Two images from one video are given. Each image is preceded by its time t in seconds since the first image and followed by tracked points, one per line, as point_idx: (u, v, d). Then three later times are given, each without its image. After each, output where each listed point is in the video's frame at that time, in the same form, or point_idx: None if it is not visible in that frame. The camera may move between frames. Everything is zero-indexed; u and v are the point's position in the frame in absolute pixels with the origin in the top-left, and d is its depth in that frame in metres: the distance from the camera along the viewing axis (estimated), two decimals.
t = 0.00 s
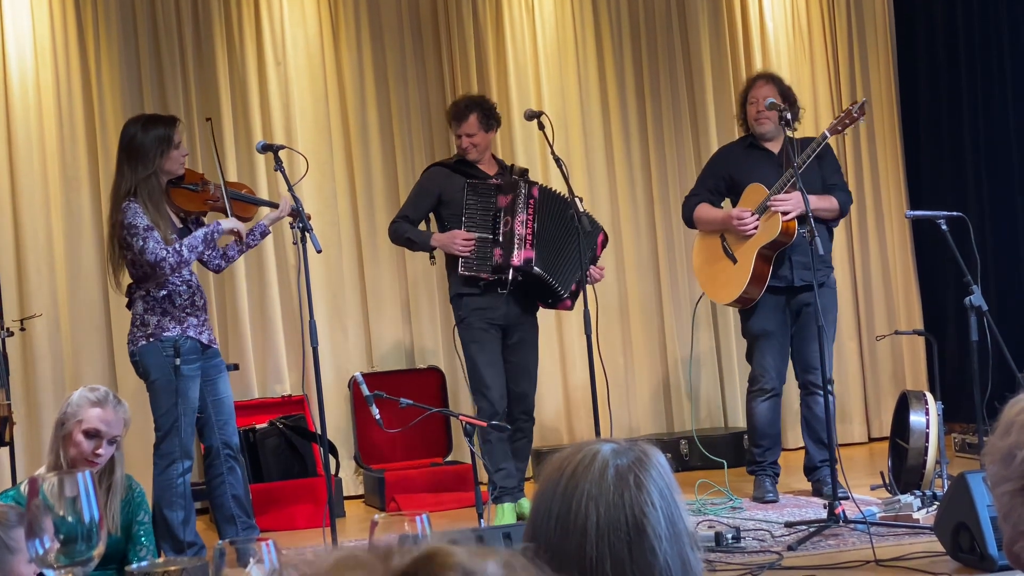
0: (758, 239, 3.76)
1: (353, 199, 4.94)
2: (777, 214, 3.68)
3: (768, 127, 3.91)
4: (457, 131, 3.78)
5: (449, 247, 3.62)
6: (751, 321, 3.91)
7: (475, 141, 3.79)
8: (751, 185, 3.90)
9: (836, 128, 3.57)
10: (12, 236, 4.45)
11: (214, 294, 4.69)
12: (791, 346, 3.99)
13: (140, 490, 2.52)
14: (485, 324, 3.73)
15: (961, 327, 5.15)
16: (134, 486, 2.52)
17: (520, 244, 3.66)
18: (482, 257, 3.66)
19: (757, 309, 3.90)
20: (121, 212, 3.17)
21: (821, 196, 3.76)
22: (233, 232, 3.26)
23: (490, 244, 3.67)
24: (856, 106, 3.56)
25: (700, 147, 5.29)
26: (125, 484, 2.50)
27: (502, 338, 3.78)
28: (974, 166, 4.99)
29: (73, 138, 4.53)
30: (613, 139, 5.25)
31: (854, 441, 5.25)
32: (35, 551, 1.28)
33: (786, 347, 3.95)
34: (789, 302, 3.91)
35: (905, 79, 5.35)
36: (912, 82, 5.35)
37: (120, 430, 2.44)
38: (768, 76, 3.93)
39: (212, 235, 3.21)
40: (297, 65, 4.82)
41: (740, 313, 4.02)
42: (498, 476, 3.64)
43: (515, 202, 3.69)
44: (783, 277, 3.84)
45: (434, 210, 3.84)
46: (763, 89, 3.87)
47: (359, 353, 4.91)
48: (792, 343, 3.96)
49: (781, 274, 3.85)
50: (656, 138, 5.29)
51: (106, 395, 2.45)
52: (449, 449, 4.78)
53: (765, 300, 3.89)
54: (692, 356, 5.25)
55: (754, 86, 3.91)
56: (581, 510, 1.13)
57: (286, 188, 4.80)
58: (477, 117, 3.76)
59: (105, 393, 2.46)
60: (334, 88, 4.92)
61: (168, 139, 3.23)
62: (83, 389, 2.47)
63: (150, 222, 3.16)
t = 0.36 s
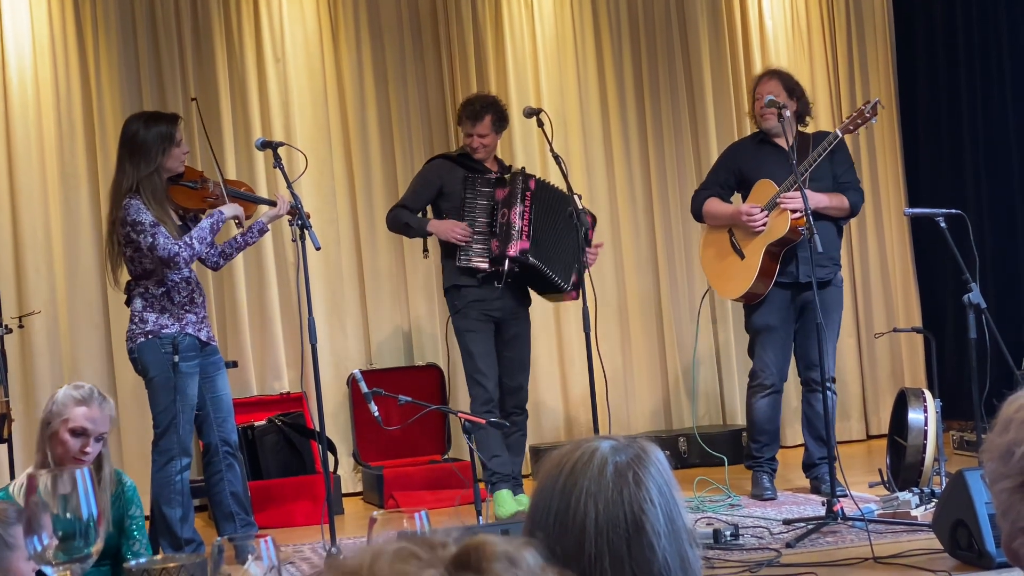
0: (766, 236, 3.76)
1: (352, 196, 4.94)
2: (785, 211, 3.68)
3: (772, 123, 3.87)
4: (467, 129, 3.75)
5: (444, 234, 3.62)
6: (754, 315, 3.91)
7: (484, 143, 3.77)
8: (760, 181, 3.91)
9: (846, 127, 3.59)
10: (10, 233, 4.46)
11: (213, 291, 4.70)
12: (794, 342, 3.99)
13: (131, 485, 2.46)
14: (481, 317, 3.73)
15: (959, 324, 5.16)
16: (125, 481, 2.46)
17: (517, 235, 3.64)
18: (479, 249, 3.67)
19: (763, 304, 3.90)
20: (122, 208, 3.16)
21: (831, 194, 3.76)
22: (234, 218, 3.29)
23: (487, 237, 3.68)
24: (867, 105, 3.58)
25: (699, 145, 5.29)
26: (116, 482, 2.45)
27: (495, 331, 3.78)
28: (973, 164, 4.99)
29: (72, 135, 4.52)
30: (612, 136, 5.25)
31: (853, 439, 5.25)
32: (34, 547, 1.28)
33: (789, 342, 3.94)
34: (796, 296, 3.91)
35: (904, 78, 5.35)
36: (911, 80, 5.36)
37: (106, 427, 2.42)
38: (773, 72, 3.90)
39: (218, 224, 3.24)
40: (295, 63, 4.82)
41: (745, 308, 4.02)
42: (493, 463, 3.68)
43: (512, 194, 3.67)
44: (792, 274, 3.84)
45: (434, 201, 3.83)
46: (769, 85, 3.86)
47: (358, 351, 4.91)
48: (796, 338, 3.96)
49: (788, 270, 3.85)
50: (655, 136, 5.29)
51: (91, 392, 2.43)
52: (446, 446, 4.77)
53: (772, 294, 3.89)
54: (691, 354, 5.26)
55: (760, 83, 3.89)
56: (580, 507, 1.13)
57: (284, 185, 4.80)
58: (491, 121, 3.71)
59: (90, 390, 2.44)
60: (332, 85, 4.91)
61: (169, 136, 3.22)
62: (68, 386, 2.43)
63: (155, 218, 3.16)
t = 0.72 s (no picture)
0: (770, 234, 3.77)
1: (350, 195, 4.94)
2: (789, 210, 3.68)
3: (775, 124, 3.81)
4: (467, 132, 3.75)
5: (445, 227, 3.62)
6: (757, 310, 3.91)
7: (484, 144, 3.78)
8: (765, 179, 3.92)
9: (847, 126, 3.59)
10: (9, 231, 4.46)
11: (210, 289, 4.70)
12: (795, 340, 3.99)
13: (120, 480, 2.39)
14: (479, 317, 3.74)
15: (957, 323, 5.16)
16: (113, 477, 2.40)
17: (519, 237, 3.66)
18: (480, 251, 3.67)
19: (766, 300, 3.90)
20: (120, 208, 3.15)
21: (836, 193, 3.76)
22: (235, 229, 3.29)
23: (488, 238, 3.68)
24: (868, 105, 3.57)
25: (697, 144, 5.28)
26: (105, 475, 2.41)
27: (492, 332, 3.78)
28: (971, 164, 4.99)
29: (70, 132, 4.53)
30: (610, 135, 5.24)
31: (849, 437, 5.26)
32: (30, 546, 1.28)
33: (792, 339, 3.93)
34: (800, 295, 3.90)
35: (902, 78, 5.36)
36: (909, 79, 5.36)
37: (92, 426, 2.41)
38: (778, 71, 3.91)
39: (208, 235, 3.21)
40: (294, 61, 4.82)
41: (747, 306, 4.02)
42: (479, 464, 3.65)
43: (511, 196, 3.69)
44: (795, 272, 3.85)
45: (431, 202, 3.84)
46: (775, 84, 3.86)
47: (356, 349, 4.91)
48: (797, 336, 3.97)
49: (792, 268, 3.85)
50: (652, 133, 5.28)
51: (75, 392, 2.40)
52: (445, 444, 4.78)
53: (776, 290, 3.89)
54: (689, 353, 5.25)
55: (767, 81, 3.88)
56: (578, 506, 1.13)
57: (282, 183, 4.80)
58: (491, 122, 3.73)
59: (73, 389, 2.41)
60: (331, 84, 4.91)
61: (171, 135, 3.23)
62: (50, 386, 2.41)
63: (150, 219, 3.16)
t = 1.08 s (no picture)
0: (772, 232, 3.77)
1: (350, 194, 4.94)
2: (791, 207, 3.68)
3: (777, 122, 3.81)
4: (462, 131, 3.75)
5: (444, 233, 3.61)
6: (758, 308, 3.91)
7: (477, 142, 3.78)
8: (767, 176, 3.92)
9: (850, 124, 3.59)
10: (8, 228, 4.46)
11: (209, 287, 4.69)
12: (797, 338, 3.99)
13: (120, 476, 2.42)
14: (477, 317, 3.74)
15: (956, 322, 5.16)
16: (112, 474, 2.41)
17: (518, 240, 3.67)
18: (479, 256, 3.68)
19: (767, 298, 3.90)
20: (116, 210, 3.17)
21: (838, 192, 3.75)
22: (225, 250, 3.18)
23: (486, 243, 3.69)
24: (870, 103, 3.57)
25: (697, 143, 5.28)
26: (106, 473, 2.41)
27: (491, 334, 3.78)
28: (970, 163, 4.99)
29: (68, 129, 4.52)
30: (610, 134, 5.24)
31: (848, 435, 5.27)
32: (31, 543, 1.28)
33: (793, 337, 3.93)
34: (801, 292, 3.90)
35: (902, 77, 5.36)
36: (908, 79, 5.36)
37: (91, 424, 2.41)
38: (780, 70, 3.90)
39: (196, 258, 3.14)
40: (293, 60, 4.82)
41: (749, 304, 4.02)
42: (478, 472, 3.65)
43: (506, 198, 3.68)
44: (797, 270, 3.85)
45: (426, 206, 3.84)
46: (778, 83, 3.86)
47: (356, 348, 4.91)
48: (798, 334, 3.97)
49: (794, 266, 3.85)
50: (652, 133, 5.28)
51: (73, 390, 2.41)
52: (445, 442, 4.78)
53: (777, 288, 3.89)
54: (689, 352, 5.25)
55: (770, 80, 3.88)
56: (578, 505, 1.13)
57: (281, 182, 4.80)
58: (486, 120, 3.74)
59: (71, 387, 2.41)
60: (330, 82, 4.91)
61: (172, 135, 3.23)
62: (48, 384, 2.41)
63: (142, 223, 3.17)
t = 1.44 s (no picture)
0: (770, 232, 3.77)
1: (349, 193, 4.94)
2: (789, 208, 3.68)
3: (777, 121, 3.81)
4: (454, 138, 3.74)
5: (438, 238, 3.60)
6: (757, 308, 3.91)
7: (463, 147, 3.78)
8: (765, 177, 3.92)
9: (850, 126, 3.58)
10: (8, 226, 4.47)
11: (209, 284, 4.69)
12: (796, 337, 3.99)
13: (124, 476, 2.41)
14: (475, 320, 3.73)
15: (956, 321, 5.17)
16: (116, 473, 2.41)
17: (513, 244, 3.68)
18: (473, 261, 3.68)
19: (765, 297, 3.90)
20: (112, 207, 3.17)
21: (835, 193, 3.75)
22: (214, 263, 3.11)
23: (480, 247, 3.69)
24: (871, 104, 3.56)
25: (697, 142, 5.28)
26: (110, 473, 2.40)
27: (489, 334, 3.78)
28: (970, 162, 5.00)
29: (67, 126, 4.52)
30: (609, 134, 5.25)
31: (848, 433, 5.27)
32: (30, 541, 1.27)
33: (792, 335, 3.93)
34: (799, 292, 3.90)
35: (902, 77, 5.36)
36: (908, 78, 5.36)
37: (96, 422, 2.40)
38: (778, 69, 3.90)
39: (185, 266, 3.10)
40: (293, 58, 4.81)
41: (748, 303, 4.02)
42: (479, 476, 3.65)
43: (500, 200, 3.68)
44: (796, 270, 3.85)
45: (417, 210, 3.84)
46: (777, 83, 3.85)
47: (355, 346, 4.91)
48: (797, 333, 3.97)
49: (791, 266, 3.86)
50: (652, 132, 5.29)
51: (79, 387, 2.40)
52: (445, 441, 4.78)
53: (776, 287, 3.89)
54: (688, 351, 5.25)
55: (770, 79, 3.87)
56: (578, 502, 1.13)
57: (281, 180, 4.80)
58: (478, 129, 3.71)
59: (77, 384, 2.41)
60: (329, 81, 4.91)
61: (169, 132, 3.23)
62: (54, 380, 2.41)
63: (137, 223, 3.17)
